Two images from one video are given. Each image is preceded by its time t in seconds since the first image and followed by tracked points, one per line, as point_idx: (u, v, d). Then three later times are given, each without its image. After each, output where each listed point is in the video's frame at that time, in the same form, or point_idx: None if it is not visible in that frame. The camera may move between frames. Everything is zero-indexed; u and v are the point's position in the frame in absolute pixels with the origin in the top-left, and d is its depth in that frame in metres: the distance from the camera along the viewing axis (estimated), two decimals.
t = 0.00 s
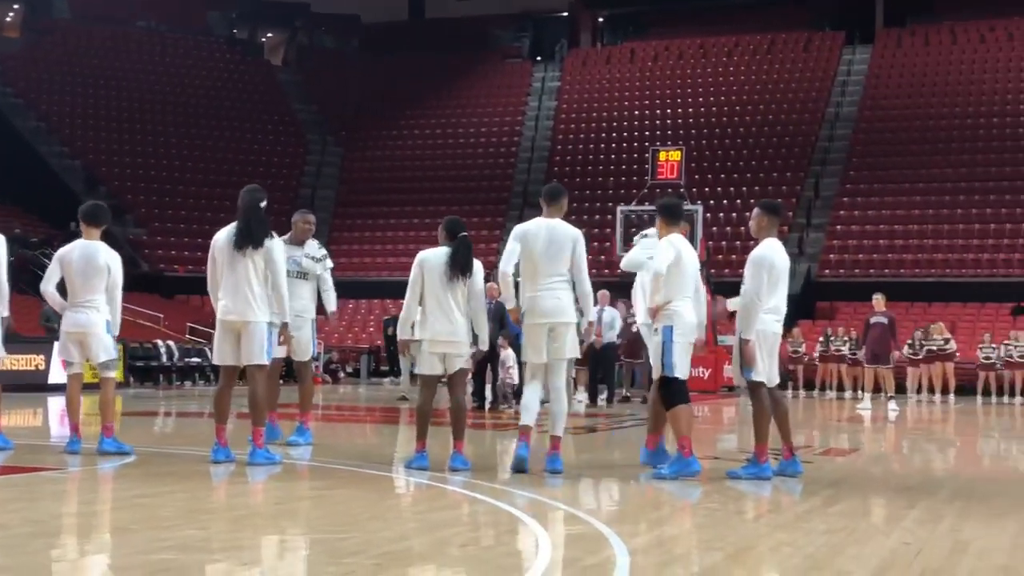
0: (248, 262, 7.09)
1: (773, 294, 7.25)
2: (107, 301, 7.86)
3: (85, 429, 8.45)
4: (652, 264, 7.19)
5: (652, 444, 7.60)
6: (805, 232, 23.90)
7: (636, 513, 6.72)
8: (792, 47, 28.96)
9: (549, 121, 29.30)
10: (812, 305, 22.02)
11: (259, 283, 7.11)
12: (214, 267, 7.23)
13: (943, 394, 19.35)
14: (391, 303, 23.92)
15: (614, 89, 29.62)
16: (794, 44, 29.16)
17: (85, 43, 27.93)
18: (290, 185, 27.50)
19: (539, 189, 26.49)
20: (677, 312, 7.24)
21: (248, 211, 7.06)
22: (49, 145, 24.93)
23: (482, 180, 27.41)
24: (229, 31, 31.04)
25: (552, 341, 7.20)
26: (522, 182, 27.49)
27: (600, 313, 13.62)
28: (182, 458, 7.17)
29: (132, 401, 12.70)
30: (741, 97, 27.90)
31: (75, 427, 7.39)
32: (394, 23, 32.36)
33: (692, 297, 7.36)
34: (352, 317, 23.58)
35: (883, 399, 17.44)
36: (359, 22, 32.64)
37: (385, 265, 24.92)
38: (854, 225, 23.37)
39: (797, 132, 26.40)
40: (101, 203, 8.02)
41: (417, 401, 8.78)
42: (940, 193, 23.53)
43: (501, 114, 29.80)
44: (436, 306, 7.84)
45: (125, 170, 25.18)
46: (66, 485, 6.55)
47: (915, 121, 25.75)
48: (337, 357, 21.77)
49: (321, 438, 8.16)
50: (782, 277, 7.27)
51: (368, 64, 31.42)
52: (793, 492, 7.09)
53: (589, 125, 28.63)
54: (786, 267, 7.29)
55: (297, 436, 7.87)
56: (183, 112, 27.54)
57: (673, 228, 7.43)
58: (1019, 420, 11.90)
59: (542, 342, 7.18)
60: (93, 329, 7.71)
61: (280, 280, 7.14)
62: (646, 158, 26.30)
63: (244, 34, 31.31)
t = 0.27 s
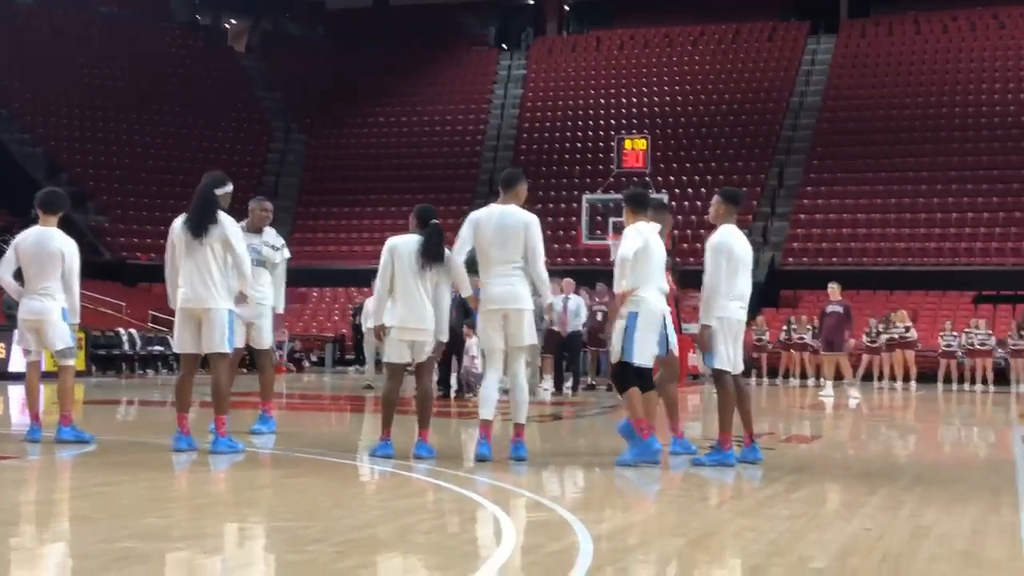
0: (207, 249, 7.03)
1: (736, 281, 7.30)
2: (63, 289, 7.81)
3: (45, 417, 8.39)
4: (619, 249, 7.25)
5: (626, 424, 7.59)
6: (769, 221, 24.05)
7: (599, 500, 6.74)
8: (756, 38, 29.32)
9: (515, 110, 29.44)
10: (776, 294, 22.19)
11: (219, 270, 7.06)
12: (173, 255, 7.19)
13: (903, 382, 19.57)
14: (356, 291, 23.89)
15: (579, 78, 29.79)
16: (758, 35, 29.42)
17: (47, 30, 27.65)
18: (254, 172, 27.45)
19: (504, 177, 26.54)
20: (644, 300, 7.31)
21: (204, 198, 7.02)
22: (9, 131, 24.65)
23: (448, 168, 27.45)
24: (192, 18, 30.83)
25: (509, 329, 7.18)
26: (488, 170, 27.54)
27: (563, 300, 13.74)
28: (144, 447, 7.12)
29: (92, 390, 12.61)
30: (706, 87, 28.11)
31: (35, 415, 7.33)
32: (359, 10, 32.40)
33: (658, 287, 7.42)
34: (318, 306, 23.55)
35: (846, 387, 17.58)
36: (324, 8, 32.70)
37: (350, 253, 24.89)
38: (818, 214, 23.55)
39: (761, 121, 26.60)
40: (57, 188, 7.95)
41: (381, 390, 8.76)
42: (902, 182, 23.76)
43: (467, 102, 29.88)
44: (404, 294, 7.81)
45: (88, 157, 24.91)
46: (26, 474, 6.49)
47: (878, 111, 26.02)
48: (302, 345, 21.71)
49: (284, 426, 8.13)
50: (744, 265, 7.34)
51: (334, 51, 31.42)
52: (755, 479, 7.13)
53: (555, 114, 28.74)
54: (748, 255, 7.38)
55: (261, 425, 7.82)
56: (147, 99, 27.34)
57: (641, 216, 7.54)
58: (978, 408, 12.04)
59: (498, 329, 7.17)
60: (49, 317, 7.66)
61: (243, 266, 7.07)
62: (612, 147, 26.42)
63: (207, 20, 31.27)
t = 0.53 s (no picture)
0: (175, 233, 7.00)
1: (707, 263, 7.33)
2: (29, 276, 7.74)
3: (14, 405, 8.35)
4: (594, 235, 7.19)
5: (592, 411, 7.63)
6: (740, 208, 24.11)
7: (569, 485, 6.76)
8: (728, 23, 29.48)
9: (487, 96, 29.40)
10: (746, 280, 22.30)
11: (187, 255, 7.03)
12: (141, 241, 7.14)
13: (870, 366, 19.73)
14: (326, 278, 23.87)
15: (551, 64, 29.79)
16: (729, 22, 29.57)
17: (14, 16, 27.38)
18: (222, 160, 27.37)
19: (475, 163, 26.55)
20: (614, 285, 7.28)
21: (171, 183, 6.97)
22: None
23: (417, 154, 27.41)
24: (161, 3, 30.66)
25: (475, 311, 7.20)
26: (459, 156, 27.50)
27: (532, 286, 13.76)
28: (113, 434, 7.09)
29: (61, 377, 12.55)
30: (677, 72, 28.15)
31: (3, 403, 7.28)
32: None
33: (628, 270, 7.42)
34: (289, 292, 23.52)
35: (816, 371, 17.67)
36: None
37: (320, 240, 24.84)
38: (788, 200, 23.64)
39: (731, 108, 26.67)
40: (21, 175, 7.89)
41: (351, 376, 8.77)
42: (872, 168, 23.86)
43: (438, 89, 29.85)
44: (377, 279, 7.81)
45: (56, 143, 24.68)
46: None
47: (848, 97, 26.11)
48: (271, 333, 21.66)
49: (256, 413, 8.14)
50: (714, 246, 7.38)
51: (303, 36, 31.28)
52: (724, 463, 7.17)
53: (527, 100, 28.74)
54: (718, 235, 7.41)
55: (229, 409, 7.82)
56: (113, 86, 27.09)
57: (609, 201, 7.45)
58: (946, 392, 12.15)
59: (466, 316, 7.20)
60: (15, 304, 7.59)
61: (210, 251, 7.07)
62: (583, 133, 26.44)
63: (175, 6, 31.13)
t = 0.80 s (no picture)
0: (167, 224, 6.99)
1: (697, 253, 7.35)
2: (26, 269, 7.71)
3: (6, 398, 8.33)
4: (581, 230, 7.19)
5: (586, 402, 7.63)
6: (730, 197, 24.15)
7: (562, 475, 6.78)
8: (718, 13, 29.56)
9: (477, 86, 29.41)
10: (738, 269, 22.36)
11: (180, 246, 7.01)
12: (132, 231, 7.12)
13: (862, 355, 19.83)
14: (318, 270, 23.86)
15: (541, 54, 29.81)
16: (718, 12, 29.65)
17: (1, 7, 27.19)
18: (213, 152, 27.32)
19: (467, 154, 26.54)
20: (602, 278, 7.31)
21: (165, 174, 6.96)
22: None
23: (408, 144, 27.41)
24: None
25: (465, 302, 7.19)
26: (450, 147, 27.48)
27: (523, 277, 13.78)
28: (105, 426, 7.08)
29: (52, 370, 12.52)
30: (668, 62, 28.18)
31: None
32: None
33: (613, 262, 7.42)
34: (281, 283, 23.50)
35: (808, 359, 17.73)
36: None
37: (312, 232, 24.80)
38: (779, 189, 23.71)
39: (722, 97, 26.72)
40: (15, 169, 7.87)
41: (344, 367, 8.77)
42: (863, 157, 23.93)
43: (429, 79, 29.84)
44: (369, 269, 7.81)
45: (46, 135, 24.55)
46: None
47: (838, 86, 26.17)
48: (264, 324, 21.63)
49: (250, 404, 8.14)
50: (704, 236, 7.38)
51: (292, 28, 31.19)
52: (714, 452, 7.19)
53: (518, 91, 28.75)
54: (708, 225, 7.41)
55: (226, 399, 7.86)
56: (102, 77, 26.91)
57: (592, 193, 7.47)
58: (937, 380, 12.22)
59: (456, 306, 7.19)
60: (12, 297, 7.55)
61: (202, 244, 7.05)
62: (574, 123, 26.45)
63: None
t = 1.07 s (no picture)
0: (195, 223, 7.03)
1: (717, 252, 7.34)
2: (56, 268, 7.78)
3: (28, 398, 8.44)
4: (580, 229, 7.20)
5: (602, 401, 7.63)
6: (749, 194, 24.07)
7: (581, 473, 6.78)
8: (734, 9, 29.46)
9: (494, 85, 29.40)
10: (757, 266, 22.31)
11: (206, 246, 7.06)
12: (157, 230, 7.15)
13: (882, 352, 19.78)
14: (336, 270, 23.92)
15: (557, 52, 29.80)
16: (736, 9, 29.59)
17: (18, 9, 27.34)
18: (232, 152, 27.43)
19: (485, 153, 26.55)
20: (611, 273, 7.28)
21: (193, 174, 7.01)
22: None
23: (426, 143, 27.44)
24: None
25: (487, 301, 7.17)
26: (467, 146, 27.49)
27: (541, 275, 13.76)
28: (127, 426, 7.12)
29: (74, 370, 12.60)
30: (686, 60, 28.13)
31: (18, 397, 7.32)
32: None
33: (626, 259, 7.41)
34: (300, 283, 23.59)
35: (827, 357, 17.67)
36: None
37: (331, 232, 24.87)
38: (798, 185, 23.65)
39: (740, 94, 26.65)
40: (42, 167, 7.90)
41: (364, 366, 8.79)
42: (880, 154, 23.83)
43: (446, 78, 29.85)
44: (387, 269, 7.84)
45: (65, 137, 24.72)
46: (8, 455, 6.51)
47: (856, 82, 26.06)
48: (283, 324, 21.70)
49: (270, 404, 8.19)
50: (725, 235, 7.37)
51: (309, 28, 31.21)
52: (735, 451, 7.18)
53: (535, 89, 28.74)
54: (730, 223, 7.39)
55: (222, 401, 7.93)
56: (120, 79, 26.99)
57: (604, 188, 7.48)
58: (958, 376, 12.17)
59: (477, 306, 7.20)
60: (45, 297, 7.64)
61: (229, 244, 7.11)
62: (592, 121, 26.43)
63: None
